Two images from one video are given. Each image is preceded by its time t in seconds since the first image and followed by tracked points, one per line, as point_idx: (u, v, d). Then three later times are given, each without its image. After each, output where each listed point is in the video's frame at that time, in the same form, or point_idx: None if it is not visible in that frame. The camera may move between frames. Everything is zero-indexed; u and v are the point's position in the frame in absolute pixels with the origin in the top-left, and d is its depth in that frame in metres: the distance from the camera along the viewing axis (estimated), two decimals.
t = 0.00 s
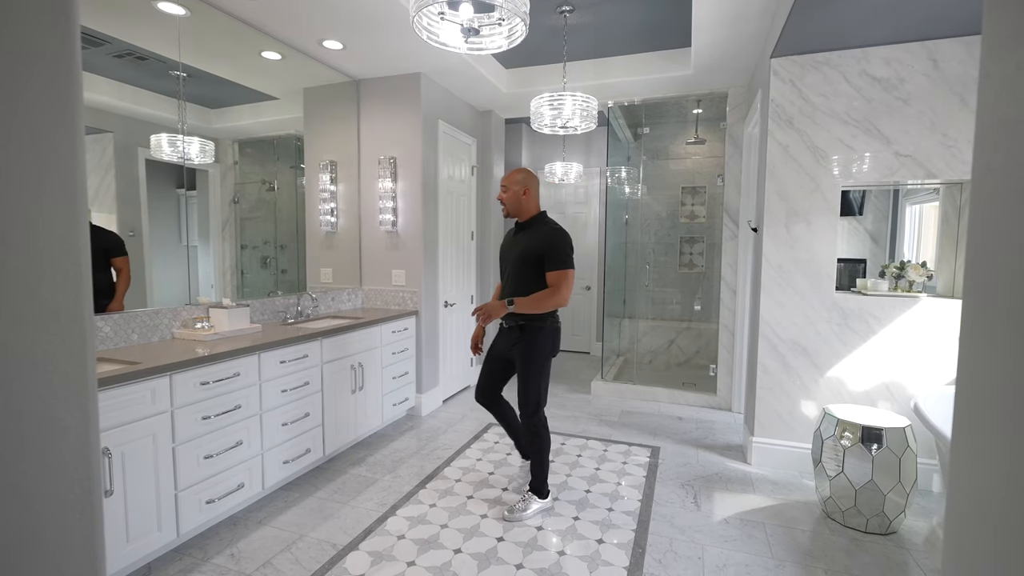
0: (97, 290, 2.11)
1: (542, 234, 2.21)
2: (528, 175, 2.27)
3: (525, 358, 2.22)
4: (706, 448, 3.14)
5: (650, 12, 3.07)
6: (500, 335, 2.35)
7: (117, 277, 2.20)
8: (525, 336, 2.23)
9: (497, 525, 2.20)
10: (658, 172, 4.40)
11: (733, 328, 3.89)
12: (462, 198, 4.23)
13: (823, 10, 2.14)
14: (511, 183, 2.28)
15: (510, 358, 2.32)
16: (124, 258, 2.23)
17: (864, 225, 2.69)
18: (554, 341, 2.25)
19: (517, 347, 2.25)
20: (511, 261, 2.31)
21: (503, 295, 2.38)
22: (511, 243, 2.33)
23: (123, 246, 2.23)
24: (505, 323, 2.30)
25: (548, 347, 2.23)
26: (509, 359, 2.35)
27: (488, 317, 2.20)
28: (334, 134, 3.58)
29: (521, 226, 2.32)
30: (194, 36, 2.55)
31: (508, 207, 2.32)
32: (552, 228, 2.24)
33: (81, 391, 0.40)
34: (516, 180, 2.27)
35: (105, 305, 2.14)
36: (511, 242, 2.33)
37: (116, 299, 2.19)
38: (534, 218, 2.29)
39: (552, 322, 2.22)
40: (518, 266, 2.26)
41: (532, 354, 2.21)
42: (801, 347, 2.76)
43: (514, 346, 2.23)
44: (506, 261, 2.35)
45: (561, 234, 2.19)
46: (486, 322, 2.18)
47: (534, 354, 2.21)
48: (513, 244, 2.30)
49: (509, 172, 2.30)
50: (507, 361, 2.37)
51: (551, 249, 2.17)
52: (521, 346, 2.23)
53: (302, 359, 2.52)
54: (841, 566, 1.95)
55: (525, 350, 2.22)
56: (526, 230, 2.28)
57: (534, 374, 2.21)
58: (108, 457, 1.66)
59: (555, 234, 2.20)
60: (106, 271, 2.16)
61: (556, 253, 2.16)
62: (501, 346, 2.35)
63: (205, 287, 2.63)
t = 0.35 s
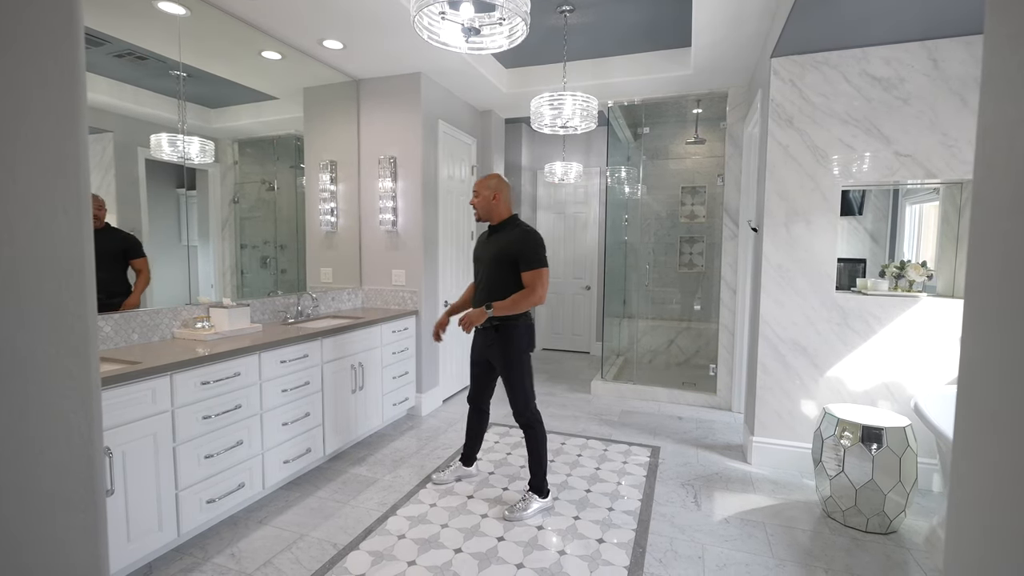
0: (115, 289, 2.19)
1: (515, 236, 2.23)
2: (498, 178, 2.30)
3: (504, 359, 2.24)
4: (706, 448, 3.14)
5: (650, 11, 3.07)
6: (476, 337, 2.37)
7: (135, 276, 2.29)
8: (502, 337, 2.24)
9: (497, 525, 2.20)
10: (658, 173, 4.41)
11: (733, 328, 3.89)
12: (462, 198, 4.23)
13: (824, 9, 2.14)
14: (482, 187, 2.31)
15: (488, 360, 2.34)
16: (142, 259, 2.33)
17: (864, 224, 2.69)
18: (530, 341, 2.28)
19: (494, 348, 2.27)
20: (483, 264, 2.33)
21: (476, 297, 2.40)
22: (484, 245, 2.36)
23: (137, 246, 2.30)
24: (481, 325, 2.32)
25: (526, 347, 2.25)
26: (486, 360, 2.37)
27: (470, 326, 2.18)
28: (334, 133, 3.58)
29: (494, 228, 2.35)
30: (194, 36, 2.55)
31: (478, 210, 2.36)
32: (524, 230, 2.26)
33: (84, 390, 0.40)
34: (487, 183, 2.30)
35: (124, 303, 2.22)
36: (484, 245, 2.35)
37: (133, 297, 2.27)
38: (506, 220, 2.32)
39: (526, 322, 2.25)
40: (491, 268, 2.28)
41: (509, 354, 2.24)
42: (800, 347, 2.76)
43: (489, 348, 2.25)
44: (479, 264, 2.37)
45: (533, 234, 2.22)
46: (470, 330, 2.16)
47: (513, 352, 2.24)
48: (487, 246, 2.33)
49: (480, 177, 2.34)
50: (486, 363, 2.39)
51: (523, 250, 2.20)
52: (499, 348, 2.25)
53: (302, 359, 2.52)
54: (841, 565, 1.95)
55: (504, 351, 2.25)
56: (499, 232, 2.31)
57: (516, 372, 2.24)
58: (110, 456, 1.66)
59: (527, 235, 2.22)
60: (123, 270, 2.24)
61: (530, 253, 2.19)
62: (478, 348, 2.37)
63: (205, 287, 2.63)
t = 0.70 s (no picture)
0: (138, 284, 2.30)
1: (482, 232, 2.37)
2: (462, 180, 2.46)
3: (477, 350, 2.35)
4: (705, 448, 3.14)
5: (649, 11, 3.07)
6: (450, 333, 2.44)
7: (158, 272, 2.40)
8: (477, 328, 2.35)
9: (497, 525, 2.20)
10: (657, 173, 4.38)
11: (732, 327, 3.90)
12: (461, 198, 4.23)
13: (823, 9, 2.14)
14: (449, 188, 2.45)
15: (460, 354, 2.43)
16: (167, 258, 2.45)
17: (863, 224, 2.69)
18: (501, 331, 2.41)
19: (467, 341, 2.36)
20: (453, 261, 2.45)
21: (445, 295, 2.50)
22: (453, 243, 2.48)
23: (162, 244, 2.42)
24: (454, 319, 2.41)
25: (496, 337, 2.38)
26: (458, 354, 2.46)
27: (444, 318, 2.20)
28: (333, 133, 3.58)
29: (461, 226, 2.49)
30: (194, 36, 2.55)
31: (446, 212, 2.49)
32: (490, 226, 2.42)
33: (82, 391, 0.40)
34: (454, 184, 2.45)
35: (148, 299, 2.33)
36: (453, 242, 2.48)
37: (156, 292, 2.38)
38: (472, 218, 2.46)
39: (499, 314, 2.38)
40: (462, 264, 2.40)
41: (480, 344, 2.34)
42: (799, 347, 2.76)
43: (461, 340, 2.34)
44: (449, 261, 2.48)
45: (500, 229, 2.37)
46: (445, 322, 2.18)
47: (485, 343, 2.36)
48: (456, 244, 2.45)
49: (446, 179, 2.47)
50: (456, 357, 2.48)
51: (492, 244, 2.34)
52: (471, 340, 2.36)
53: (302, 359, 2.52)
54: (841, 566, 1.95)
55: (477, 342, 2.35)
56: (466, 230, 2.45)
57: (480, 364, 2.36)
58: (108, 456, 1.66)
59: (494, 230, 2.37)
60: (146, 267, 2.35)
61: (497, 247, 2.33)
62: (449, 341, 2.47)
63: (204, 287, 2.63)
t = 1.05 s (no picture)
0: (144, 284, 2.34)
1: (467, 231, 2.41)
2: (449, 179, 2.48)
3: (459, 347, 2.42)
4: (705, 448, 3.14)
5: (649, 11, 3.06)
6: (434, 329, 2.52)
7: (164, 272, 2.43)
8: (460, 325, 2.42)
9: (496, 525, 2.20)
10: (657, 173, 4.36)
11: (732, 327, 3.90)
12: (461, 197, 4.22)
13: (822, 8, 2.13)
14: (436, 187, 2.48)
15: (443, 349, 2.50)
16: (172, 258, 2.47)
17: (863, 224, 2.68)
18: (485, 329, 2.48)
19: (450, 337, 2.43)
20: (438, 259, 2.50)
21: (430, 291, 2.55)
22: (439, 241, 2.52)
23: (166, 245, 2.44)
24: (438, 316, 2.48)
25: (479, 335, 2.45)
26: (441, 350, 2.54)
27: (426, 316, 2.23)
28: (332, 132, 3.57)
29: (447, 224, 2.53)
30: (193, 35, 2.55)
31: (432, 211, 2.53)
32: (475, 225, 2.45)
33: (78, 391, 0.40)
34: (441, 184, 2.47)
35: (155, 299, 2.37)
36: (439, 241, 2.52)
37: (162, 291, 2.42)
38: (459, 217, 2.51)
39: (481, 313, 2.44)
40: (446, 262, 2.45)
41: (462, 341, 2.41)
42: (799, 346, 2.76)
43: (445, 337, 2.41)
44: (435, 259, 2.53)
45: (484, 229, 2.41)
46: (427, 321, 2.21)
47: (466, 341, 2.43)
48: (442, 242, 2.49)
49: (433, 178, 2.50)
50: (440, 352, 2.55)
51: (476, 244, 2.38)
52: (453, 337, 2.43)
53: (301, 359, 2.52)
54: (841, 565, 1.95)
55: (459, 340, 2.42)
56: (452, 228, 2.49)
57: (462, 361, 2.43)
58: (107, 456, 1.66)
59: (480, 230, 2.41)
60: (151, 267, 2.38)
61: (481, 247, 2.37)
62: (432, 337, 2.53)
63: (203, 287, 2.62)
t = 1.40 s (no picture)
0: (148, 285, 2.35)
1: (458, 234, 2.41)
2: (441, 180, 2.45)
3: (448, 348, 2.43)
4: (705, 448, 3.14)
5: (648, 11, 3.06)
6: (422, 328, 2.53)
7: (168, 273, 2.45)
8: (448, 326, 2.43)
9: (496, 525, 2.20)
10: (656, 173, 4.36)
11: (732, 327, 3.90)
12: (461, 197, 4.22)
13: (822, 8, 2.14)
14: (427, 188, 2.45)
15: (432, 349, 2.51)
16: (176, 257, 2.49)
17: (863, 224, 2.68)
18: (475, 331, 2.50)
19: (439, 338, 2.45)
20: (428, 260, 2.50)
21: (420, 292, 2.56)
22: (429, 242, 2.52)
23: (168, 244, 2.45)
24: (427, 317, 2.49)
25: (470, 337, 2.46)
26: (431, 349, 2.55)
27: (416, 321, 2.26)
28: (332, 132, 3.57)
29: (438, 227, 2.52)
30: (194, 36, 2.56)
31: (423, 211, 2.51)
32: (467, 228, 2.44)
33: (79, 391, 0.40)
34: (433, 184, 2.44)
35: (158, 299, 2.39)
36: (430, 242, 2.51)
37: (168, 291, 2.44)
38: (450, 219, 2.49)
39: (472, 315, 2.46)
40: (436, 264, 2.45)
41: (451, 343, 2.43)
42: (799, 346, 2.76)
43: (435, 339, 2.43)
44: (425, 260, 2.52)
45: (475, 233, 2.40)
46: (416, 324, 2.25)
47: (456, 342, 2.43)
48: (432, 244, 2.49)
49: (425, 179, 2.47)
50: (430, 351, 2.57)
51: (467, 247, 2.38)
52: (444, 338, 2.44)
53: (301, 359, 2.52)
54: (841, 566, 1.95)
55: (449, 341, 2.43)
56: (443, 231, 2.48)
57: (454, 363, 2.44)
58: (108, 456, 1.66)
59: (470, 234, 2.41)
60: (152, 267, 2.39)
61: (472, 250, 2.37)
62: (422, 338, 2.55)
63: (203, 287, 2.62)
